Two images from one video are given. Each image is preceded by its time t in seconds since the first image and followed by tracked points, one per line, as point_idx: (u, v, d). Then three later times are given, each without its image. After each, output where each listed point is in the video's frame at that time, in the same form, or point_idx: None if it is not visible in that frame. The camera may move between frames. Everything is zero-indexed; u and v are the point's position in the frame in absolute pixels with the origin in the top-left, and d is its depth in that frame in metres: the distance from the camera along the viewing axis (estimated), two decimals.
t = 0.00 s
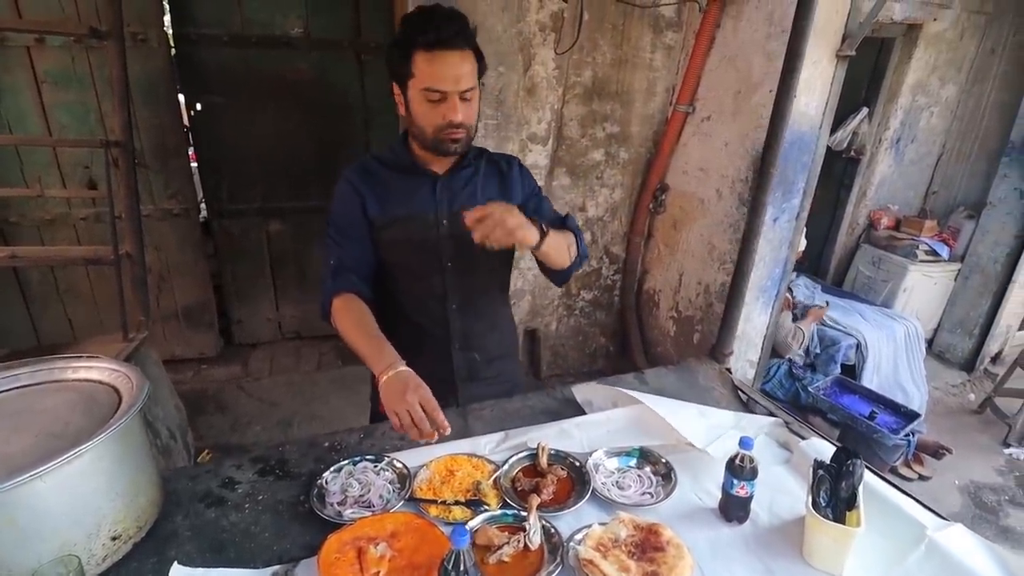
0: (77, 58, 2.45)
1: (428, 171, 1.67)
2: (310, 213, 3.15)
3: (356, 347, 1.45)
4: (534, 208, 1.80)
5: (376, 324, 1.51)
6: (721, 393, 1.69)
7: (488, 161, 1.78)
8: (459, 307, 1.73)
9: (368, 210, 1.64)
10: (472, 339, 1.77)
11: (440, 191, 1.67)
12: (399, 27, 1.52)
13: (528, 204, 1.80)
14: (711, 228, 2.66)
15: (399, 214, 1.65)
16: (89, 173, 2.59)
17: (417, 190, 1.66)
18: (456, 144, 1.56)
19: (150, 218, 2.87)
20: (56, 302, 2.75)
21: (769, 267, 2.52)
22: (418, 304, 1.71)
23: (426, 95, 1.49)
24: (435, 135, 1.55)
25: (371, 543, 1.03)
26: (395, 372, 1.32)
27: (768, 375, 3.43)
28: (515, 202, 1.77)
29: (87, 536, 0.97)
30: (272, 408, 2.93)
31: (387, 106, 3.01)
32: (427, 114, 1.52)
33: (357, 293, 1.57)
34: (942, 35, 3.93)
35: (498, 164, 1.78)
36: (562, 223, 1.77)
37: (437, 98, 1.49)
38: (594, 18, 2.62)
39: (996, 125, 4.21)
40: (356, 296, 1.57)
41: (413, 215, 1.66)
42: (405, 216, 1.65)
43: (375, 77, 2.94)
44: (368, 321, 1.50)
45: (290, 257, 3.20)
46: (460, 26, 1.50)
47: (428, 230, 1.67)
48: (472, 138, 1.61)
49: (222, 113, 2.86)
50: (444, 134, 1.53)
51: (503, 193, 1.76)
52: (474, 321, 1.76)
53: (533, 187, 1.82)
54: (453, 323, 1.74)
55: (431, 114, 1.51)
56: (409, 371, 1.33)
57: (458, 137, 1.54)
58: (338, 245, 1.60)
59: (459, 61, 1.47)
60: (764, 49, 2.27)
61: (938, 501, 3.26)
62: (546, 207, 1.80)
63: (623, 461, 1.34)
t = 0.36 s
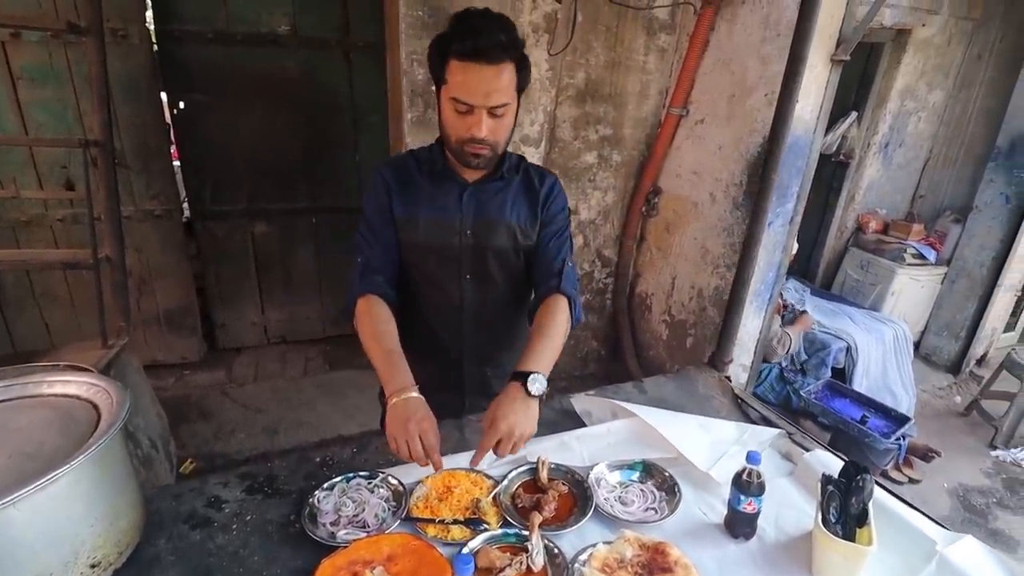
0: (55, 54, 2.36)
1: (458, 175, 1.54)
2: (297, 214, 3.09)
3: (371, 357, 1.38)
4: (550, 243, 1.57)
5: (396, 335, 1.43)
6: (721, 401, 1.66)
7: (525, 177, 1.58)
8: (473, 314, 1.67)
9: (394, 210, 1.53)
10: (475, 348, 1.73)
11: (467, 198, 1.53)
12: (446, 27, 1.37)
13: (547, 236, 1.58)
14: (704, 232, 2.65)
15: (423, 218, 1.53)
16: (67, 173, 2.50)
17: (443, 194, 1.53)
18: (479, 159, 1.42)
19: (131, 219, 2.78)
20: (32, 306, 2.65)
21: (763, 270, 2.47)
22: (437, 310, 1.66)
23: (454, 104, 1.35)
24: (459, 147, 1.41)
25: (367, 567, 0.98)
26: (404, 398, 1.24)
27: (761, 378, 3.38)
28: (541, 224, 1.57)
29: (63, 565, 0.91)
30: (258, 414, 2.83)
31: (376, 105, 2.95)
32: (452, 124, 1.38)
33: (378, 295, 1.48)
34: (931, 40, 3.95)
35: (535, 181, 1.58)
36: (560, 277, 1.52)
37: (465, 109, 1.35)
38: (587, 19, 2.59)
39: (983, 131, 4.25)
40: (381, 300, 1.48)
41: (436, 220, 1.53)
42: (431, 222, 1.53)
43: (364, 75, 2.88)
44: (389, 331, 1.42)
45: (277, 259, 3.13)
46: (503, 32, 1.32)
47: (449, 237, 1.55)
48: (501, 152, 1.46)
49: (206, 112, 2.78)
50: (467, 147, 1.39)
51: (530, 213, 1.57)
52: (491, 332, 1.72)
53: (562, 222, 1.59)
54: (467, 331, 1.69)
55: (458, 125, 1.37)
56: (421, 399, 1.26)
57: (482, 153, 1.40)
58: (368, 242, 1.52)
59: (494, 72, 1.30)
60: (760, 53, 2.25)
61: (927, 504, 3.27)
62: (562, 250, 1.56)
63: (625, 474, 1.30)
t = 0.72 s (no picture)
0: (13, 57, 2.25)
1: (487, 189, 1.51)
2: (273, 221, 3.00)
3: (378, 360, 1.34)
4: (575, 263, 1.49)
5: (408, 339, 1.38)
6: (713, 409, 1.64)
7: (555, 197, 1.53)
8: (486, 327, 1.63)
9: (419, 218, 1.51)
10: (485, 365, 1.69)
11: (491, 211, 1.49)
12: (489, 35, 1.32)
13: (573, 255, 1.51)
14: (687, 235, 2.61)
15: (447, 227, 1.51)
16: (28, 182, 2.39)
17: (466, 204, 1.51)
18: (508, 174, 1.37)
19: (97, 229, 2.67)
20: None
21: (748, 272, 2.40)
22: (452, 324, 1.64)
23: (489, 116, 1.30)
24: (489, 159, 1.36)
25: None
26: (402, 407, 1.20)
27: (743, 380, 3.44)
28: (567, 244, 1.51)
29: None
30: (234, 429, 2.73)
31: (353, 109, 2.89)
32: (485, 136, 1.34)
33: (397, 299, 1.44)
34: (902, 44, 4.01)
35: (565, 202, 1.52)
36: (582, 300, 1.42)
37: (498, 122, 1.30)
38: (566, 23, 2.56)
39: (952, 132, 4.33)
40: (396, 303, 1.43)
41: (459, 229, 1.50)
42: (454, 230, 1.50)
43: (340, 78, 2.81)
44: (401, 335, 1.37)
45: (252, 268, 3.05)
46: (544, 46, 1.27)
47: (469, 247, 1.52)
48: (531, 168, 1.41)
49: (175, 116, 2.68)
50: (498, 160, 1.34)
51: (557, 232, 1.51)
52: (512, 350, 1.68)
53: (590, 242, 1.51)
54: (480, 345, 1.66)
55: (492, 138, 1.32)
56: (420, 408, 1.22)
57: (512, 167, 1.35)
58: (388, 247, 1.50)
59: (533, 86, 1.25)
60: (740, 57, 2.23)
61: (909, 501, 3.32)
62: (587, 270, 1.48)
63: (622, 488, 1.26)
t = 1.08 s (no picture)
0: None
1: (503, 193, 1.47)
2: (259, 224, 2.94)
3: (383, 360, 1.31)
4: (588, 273, 1.45)
5: (413, 342, 1.35)
6: (712, 412, 1.65)
7: (571, 203, 1.48)
8: (494, 338, 1.61)
9: (432, 221, 1.47)
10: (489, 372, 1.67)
11: (506, 217, 1.46)
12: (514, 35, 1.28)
13: (586, 265, 1.46)
14: (679, 236, 2.56)
15: (458, 231, 1.47)
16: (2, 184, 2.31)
17: (479, 208, 1.47)
18: (526, 178, 1.35)
19: (75, 232, 2.59)
20: None
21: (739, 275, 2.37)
22: (460, 331, 1.61)
23: (508, 119, 1.27)
24: (507, 163, 1.33)
25: None
26: (407, 412, 1.17)
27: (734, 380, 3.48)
28: (581, 252, 1.46)
29: None
30: (220, 437, 2.66)
31: (340, 109, 2.83)
32: (504, 139, 1.31)
33: (404, 301, 1.40)
34: (886, 45, 4.04)
35: (581, 209, 1.47)
36: (593, 311, 1.38)
37: (517, 125, 1.27)
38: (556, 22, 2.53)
39: (936, 132, 4.37)
40: (405, 308, 1.39)
41: (472, 234, 1.47)
42: (466, 233, 1.47)
43: (326, 78, 2.76)
44: (409, 340, 1.34)
45: (237, 272, 2.98)
46: (570, 51, 1.23)
47: (482, 252, 1.48)
48: (549, 173, 1.38)
49: (156, 117, 2.61)
50: (516, 165, 1.32)
51: (572, 240, 1.47)
52: (517, 356, 1.65)
53: (605, 252, 1.46)
54: (489, 353, 1.63)
55: (511, 141, 1.29)
56: (426, 413, 1.18)
57: (529, 172, 1.33)
58: (395, 248, 1.47)
59: (555, 91, 1.22)
60: (730, 57, 2.21)
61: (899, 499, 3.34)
62: (600, 280, 1.43)
63: (625, 496, 1.24)
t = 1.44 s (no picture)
0: None
1: (495, 192, 1.44)
2: (243, 220, 2.89)
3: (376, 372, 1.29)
4: (585, 272, 1.45)
5: (406, 350, 1.33)
6: (706, 410, 1.65)
7: (566, 201, 1.47)
8: (491, 340, 1.58)
9: (422, 221, 1.44)
10: (481, 374, 1.64)
11: (501, 216, 1.43)
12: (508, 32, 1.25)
13: (583, 264, 1.46)
14: (669, 232, 2.55)
15: (451, 231, 1.44)
16: None
17: (473, 207, 1.44)
18: (522, 178, 1.33)
19: (52, 230, 2.52)
20: None
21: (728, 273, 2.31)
22: (454, 334, 1.59)
23: (503, 119, 1.25)
24: (502, 163, 1.31)
25: None
26: (404, 427, 1.14)
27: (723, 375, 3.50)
28: (577, 252, 1.46)
29: None
30: (205, 438, 2.61)
31: (325, 103, 2.78)
32: (499, 139, 1.28)
33: (397, 307, 1.38)
34: (871, 42, 4.07)
35: (575, 208, 1.47)
36: (592, 311, 1.38)
37: (514, 125, 1.25)
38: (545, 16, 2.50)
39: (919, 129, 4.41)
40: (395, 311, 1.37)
41: (466, 234, 1.44)
42: (459, 234, 1.44)
43: (310, 72, 2.71)
44: (400, 347, 1.32)
45: (220, 270, 2.93)
46: (568, 48, 1.21)
47: (476, 253, 1.45)
48: (544, 173, 1.36)
49: (135, 111, 2.55)
50: (512, 165, 1.30)
51: (567, 239, 1.46)
52: (512, 356, 1.63)
53: (599, 251, 1.47)
54: (483, 355, 1.61)
55: (507, 141, 1.27)
56: (423, 428, 1.16)
57: (526, 173, 1.31)
58: (383, 249, 1.43)
59: (552, 90, 1.20)
60: (720, 53, 2.20)
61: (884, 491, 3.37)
62: (597, 279, 1.45)
63: (622, 496, 1.23)
